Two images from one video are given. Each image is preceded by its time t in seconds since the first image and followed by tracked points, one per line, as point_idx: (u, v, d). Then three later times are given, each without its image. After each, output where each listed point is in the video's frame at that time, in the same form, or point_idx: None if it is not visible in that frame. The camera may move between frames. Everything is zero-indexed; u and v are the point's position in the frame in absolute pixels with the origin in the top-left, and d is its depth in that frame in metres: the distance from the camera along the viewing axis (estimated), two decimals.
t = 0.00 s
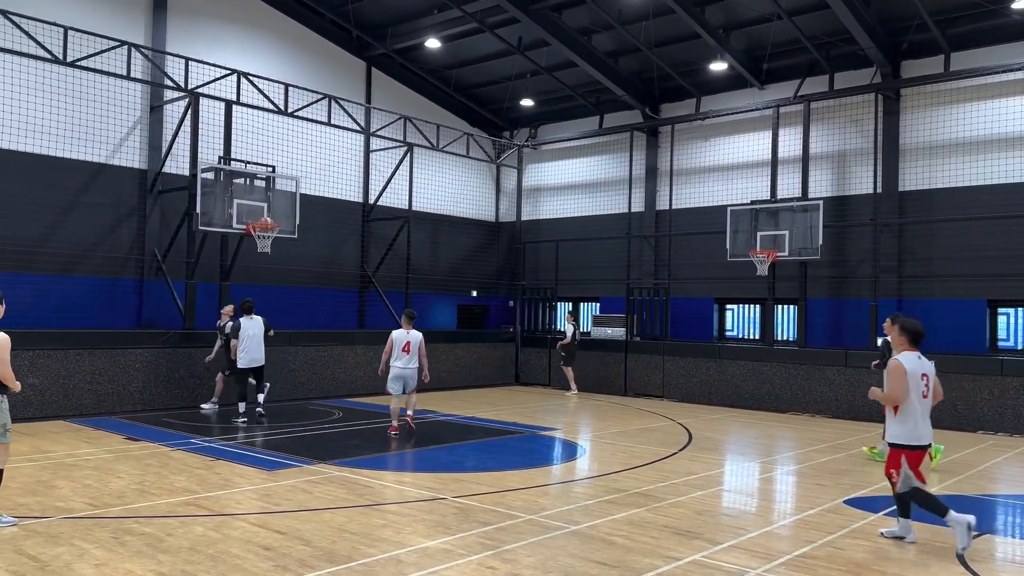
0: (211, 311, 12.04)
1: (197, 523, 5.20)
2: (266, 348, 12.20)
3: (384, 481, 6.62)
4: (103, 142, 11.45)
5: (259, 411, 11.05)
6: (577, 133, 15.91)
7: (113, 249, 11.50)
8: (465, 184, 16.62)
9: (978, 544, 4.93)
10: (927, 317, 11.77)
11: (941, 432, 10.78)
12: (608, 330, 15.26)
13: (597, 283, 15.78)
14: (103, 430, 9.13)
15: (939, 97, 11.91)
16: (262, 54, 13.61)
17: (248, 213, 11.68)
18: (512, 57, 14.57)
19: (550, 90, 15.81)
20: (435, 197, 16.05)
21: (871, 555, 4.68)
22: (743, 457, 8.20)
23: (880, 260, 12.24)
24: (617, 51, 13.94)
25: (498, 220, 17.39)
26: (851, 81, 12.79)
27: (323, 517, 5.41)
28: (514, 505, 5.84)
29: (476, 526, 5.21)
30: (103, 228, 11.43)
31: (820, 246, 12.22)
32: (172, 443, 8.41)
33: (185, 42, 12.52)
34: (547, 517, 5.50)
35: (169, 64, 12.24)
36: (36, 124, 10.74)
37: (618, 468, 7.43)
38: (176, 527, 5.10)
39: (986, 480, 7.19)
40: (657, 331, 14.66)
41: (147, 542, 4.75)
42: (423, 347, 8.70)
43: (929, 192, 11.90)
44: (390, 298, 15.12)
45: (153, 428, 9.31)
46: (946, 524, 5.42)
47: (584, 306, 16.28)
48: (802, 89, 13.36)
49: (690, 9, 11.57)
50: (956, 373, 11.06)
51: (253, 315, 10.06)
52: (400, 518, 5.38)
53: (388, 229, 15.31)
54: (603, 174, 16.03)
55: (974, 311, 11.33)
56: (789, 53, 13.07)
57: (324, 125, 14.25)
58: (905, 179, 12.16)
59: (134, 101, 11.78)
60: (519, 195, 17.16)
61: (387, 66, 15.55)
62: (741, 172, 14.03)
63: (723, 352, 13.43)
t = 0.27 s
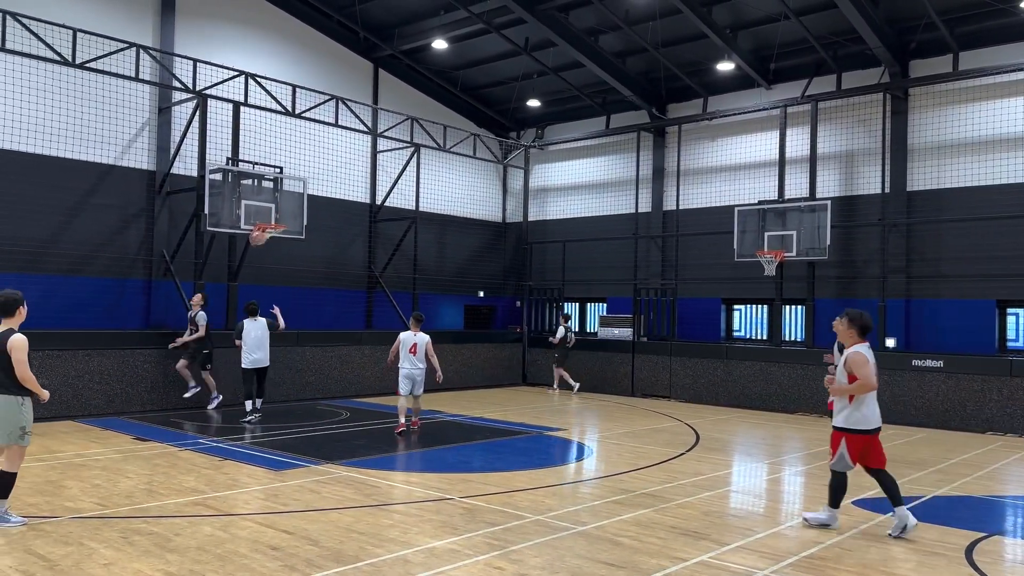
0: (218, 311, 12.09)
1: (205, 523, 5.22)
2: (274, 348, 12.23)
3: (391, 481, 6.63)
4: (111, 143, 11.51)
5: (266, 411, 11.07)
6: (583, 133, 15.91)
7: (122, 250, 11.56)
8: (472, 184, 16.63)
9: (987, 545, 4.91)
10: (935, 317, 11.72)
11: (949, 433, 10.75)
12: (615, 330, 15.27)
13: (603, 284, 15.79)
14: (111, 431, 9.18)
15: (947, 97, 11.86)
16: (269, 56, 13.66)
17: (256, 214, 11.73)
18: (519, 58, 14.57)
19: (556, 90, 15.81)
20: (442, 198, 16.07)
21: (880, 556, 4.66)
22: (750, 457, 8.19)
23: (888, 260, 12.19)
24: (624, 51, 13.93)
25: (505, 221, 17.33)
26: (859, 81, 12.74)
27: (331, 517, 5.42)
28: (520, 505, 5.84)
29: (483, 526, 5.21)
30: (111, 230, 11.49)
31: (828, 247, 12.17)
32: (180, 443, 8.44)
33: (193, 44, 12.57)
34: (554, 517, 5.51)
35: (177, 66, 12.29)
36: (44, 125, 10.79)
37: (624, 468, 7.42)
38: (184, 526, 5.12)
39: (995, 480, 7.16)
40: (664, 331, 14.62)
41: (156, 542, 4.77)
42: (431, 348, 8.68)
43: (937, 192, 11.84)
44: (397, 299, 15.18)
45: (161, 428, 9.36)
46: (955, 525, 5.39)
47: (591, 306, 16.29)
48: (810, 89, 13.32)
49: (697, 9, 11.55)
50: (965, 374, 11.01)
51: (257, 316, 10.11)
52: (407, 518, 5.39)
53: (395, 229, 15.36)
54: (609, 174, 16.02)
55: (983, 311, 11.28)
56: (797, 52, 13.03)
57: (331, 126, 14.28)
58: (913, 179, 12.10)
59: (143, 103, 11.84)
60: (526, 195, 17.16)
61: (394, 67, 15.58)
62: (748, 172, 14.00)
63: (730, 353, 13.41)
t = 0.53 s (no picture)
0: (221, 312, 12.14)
1: (212, 523, 5.24)
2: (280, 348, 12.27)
3: (397, 481, 6.64)
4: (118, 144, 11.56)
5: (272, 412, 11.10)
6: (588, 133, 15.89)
7: (129, 250, 11.61)
8: (478, 184, 16.63)
9: (996, 546, 4.88)
10: (942, 317, 11.67)
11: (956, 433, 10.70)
12: (621, 330, 15.30)
13: (609, 284, 15.77)
14: (118, 431, 9.21)
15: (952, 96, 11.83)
16: (275, 56, 13.69)
17: (263, 214, 11.77)
18: (524, 58, 14.56)
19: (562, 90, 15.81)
20: (447, 197, 16.07)
21: (887, 557, 4.65)
22: (756, 458, 8.17)
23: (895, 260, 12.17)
24: (629, 52, 13.90)
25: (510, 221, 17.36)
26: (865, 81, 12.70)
27: (337, 517, 5.43)
28: (527, 505, 5.84)
29: (489, 527, 5.21)
30: (118, 230, 11.54)
31: (834, 247, 12.14)
32: (187, 443, 8.47)
33: (200, 45, 12.61)
34: (561, 517, 5.51)
35: (183, 66, 12.33)
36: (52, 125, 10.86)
37: (630, 469, 7.41)
38: (191, 526, 5.14)
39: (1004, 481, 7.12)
40: (670, 331, 14.57)
41: (163, 542, 4.80)
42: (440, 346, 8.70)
43: (944, 192, 11.80)
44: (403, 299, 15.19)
45: (168, 429, 9.39)
46: (964, 526, 5.37)
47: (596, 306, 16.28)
48: (815, 88, 13.29)
49: (702, 9, 11.53)
50: (972, 374, 10.97)
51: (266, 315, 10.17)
52: (413, 518, 5.39)
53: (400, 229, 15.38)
54: (615, 173, 16.00)
55: (989, 311, 11.22)
56: (803, 52, 13.00)
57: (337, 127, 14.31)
58: (920, 179, 12.05)
59: (149, 104, 11.89)
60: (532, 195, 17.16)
61: (400, 67, 15.60)
62: (754, 171, 13.96)
63: (736, 353, 13.39)
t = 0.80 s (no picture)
0: (205, 313, 12.25)
1: (215, 523, 5.16)
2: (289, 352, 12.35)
3: (405, 480, 6.57)
4: (129, 148, 11.55)
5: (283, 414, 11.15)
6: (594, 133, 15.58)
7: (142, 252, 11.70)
8: (488, 184, 16.10)
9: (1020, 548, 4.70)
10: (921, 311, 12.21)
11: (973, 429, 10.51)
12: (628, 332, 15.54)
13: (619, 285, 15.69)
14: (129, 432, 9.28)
15: (942, 105, 12.49)
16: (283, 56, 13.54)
17: (413, 238, 14.87)
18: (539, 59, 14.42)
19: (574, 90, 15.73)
20: (456, 193, 15.59)
21: (906, 559, 4.48)
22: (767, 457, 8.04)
23: (878, 263, 12.72)
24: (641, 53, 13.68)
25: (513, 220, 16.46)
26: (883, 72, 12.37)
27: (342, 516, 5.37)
28: (533, 505, 5.76)
29: (496, 527, 5.13)
30: (132, 233, 11.62)
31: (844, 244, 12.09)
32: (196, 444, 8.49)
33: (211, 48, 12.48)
34: (570, 517, 5.42)
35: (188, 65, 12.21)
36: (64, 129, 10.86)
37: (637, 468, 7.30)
38: (192, 526, 5.06)
39: None
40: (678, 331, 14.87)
41: (166, 541, 4.73)
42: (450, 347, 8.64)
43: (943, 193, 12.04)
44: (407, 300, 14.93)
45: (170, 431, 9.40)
46: (985, 527, 5.20)
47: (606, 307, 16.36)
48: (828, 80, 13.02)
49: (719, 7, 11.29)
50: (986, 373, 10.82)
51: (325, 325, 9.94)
52: (420, 518, 5.30)
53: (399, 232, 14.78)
54: (617, 176, 15.87)
55: (973, 309, 11.56)
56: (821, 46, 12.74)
57: (341, 128, 13.96)
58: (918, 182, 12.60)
59: (160, 108, 11.85)
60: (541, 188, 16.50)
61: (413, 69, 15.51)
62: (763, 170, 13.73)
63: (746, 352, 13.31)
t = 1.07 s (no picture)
0: (181, 313, 12.27)
1: (193, 524, 5.16)
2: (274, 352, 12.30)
3: (388, 480, 6.57)
4: (105, 148, 11.66)
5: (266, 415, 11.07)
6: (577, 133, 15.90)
7: (119, 252, 11.66)
8: (468, 182, 15.03)
9: (993, 546, 4.77)
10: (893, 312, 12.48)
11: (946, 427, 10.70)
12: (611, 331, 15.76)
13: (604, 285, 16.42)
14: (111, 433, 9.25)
15: (916, 108, 12.50)
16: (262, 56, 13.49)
17: (393, 236, 13.01)
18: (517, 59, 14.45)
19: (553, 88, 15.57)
20: (436, 193, 14.61)
21: (882, 557, 4.54)
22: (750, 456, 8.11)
23: (848, 268, 13.33)
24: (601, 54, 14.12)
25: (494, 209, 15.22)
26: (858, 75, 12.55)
27: (326, 517, 5.37)
28: (518, 504, 5.78)
29: (481, 526, 5.14)
30: (108, 233, 11.60)
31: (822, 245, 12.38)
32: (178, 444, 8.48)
33: (189, 49, 12.54)
34: (554, 517, 5.45)
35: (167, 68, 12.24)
36: (39, 130, 11.13)
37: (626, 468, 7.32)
38: (170, 526, 5.07)
39: (1001, 478, 7.04)
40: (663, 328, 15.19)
41: (142, 542, 4.73)
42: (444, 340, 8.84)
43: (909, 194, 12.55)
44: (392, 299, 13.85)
45: (146, 432, 9.40)
46: (961, 525, 5.27)
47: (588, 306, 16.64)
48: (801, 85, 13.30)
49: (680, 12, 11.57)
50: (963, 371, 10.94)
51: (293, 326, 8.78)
52: (402, 518, 5.31)
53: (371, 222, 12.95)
54: (603, 176, 16.72)
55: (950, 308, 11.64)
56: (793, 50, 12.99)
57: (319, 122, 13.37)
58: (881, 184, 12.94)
59: (136, 108, 11.92)
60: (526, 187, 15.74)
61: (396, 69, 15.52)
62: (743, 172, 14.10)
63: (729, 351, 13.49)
